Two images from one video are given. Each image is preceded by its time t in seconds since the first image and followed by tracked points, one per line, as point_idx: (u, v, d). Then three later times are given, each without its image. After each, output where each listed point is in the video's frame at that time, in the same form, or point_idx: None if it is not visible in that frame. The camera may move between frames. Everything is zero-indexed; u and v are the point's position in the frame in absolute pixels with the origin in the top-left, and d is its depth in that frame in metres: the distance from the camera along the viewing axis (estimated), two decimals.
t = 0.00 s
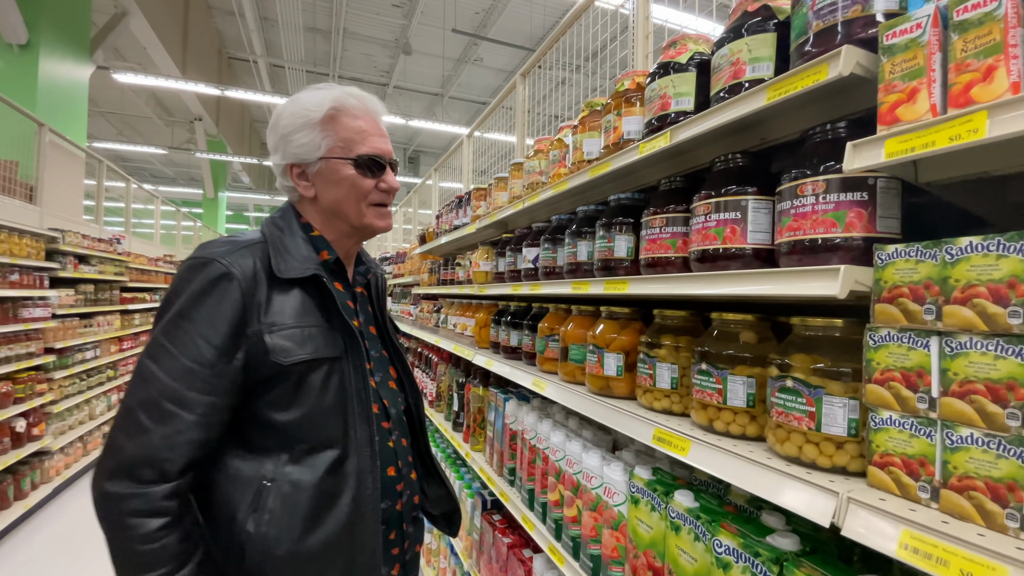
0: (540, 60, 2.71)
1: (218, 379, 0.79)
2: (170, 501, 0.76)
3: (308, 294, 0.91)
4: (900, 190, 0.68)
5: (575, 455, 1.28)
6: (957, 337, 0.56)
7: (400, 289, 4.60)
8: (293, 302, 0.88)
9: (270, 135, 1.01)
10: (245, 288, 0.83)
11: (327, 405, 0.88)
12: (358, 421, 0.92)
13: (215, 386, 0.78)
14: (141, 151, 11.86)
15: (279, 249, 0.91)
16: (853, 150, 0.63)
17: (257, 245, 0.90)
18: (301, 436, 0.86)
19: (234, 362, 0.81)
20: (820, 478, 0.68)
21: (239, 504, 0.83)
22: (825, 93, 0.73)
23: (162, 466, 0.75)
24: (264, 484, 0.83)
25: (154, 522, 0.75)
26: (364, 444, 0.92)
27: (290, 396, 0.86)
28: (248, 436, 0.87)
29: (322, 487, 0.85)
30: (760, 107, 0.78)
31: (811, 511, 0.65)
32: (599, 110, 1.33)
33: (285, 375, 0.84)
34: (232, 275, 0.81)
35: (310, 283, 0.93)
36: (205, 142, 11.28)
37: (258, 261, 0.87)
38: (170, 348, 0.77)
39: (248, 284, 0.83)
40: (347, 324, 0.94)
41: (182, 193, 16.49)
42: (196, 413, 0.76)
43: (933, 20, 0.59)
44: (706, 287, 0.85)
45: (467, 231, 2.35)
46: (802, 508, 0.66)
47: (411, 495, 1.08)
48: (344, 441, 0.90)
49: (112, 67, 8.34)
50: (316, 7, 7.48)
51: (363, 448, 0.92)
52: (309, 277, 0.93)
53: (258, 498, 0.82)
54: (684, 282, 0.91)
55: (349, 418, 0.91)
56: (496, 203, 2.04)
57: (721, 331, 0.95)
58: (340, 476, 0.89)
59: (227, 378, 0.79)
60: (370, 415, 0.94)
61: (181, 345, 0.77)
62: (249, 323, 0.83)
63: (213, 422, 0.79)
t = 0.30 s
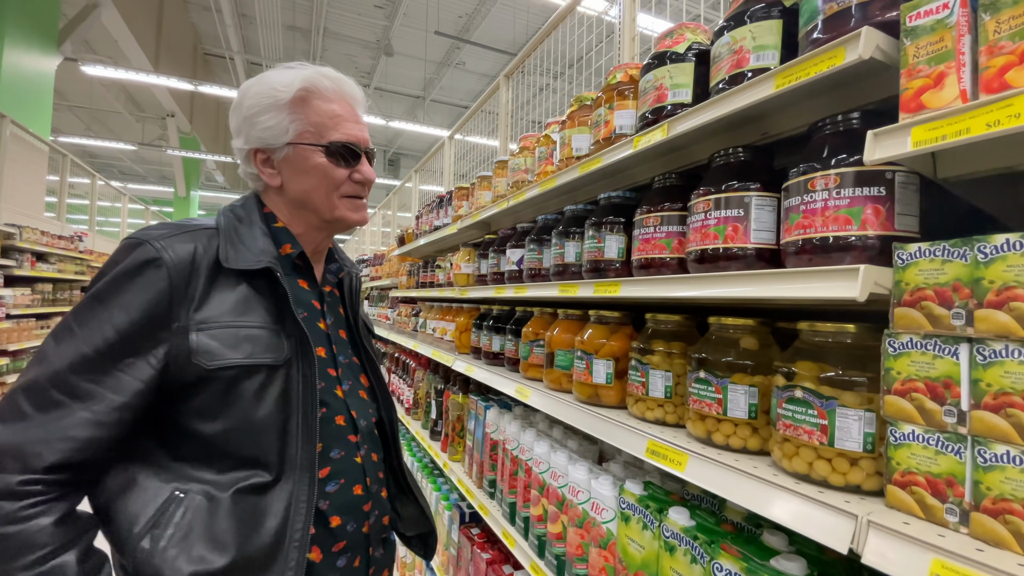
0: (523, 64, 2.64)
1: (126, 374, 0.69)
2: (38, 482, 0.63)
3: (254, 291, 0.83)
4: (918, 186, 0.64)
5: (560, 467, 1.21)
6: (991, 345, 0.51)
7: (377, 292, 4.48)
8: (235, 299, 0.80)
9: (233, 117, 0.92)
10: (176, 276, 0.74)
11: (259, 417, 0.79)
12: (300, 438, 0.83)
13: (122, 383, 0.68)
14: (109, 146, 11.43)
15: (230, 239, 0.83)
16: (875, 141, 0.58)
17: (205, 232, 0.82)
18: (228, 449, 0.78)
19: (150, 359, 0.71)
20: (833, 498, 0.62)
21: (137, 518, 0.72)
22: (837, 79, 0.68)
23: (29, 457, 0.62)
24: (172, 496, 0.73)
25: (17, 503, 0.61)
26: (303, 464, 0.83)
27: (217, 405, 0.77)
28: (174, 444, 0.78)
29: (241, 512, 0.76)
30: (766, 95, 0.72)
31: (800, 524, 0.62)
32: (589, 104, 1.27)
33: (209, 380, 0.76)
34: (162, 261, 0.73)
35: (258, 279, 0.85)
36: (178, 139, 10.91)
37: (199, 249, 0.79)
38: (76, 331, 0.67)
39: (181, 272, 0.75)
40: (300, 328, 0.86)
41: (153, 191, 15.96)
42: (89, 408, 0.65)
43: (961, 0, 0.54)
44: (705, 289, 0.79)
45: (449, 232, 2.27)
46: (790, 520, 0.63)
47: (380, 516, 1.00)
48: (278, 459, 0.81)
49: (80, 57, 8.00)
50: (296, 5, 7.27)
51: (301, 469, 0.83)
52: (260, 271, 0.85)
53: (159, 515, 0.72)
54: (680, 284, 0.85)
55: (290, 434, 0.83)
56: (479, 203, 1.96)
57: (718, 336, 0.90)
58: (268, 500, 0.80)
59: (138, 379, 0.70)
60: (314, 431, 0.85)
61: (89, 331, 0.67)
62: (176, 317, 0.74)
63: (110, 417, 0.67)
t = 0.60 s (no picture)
0: (509, 67, 2.61)
1: (87, 389, 0.62)
2: (23, 496, 0.58)
3: (218, 291, 0.78)
4: (914, 189, 0.61)
5: (541, 479, 1.16)
6: (994, 358, 0.48)
7: (360, 295, 4.41)
8: (199, 301, 0.75)
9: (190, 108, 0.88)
10: (132, 277, 0.68)
11: (237, 424, 0.74)
12: (287, 443, 0.79)
13: (83, 399, 0.62)
14: (86, 143, 11.15)
15: (188, 238, 0.78)
16: (871, 140, 0.55)
17: (158, 230, 0.76)
18: (205, 460, 0.72)
19: (112, 369, 0.65)
20: (826, 518, 0.58)
21: (129, 526, 0.66)
22: (833, 76, 0.65)
23: None
24: (159, 502, 0.68)
25: (6, 520, 0.56)
26: (289, 470, 0.79)
27: (189, 413, 0.71)
28: (139, 455, 0.71)
29: (221, 523, 0.72)
30: (758, 93, 0.69)
31: (786, 543, 0.58)
32: (575, 104, 1.23)
33: (180, 389, 0.70)
34: (115, 262, 0.67)
35: (223, 280, 0.79)
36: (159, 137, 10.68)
37: (155, 248, 0.73)
38: (23, 346, 0.60)
39: (137, 274, 0.69)
40: (273, 329, 0.81)
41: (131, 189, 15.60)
42: (56, 429, 0.59)
43: None
44: (691, 295, 0.76)
45: (431, 234, 2.22)
46: (774, 538, 0.60)
47: (348, 530, 0.96)
48: (263, 468, 0.76)
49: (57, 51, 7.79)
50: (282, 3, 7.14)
51: (290, 473, 0.79)
52: (224, 272, 0.80)
53: (150, 522, 0.66)
54: (665, 290, 0.82)
55: (273, 440, 0.78)
56: (462, 204, 1.92)
57: (706, 344, 0.86)
58: (255, 508, 0.75)
59: (104, 389, 0.64)
60: (300, 436, 0.81)
61: (37, 346, 0.60)
62: (134, 322, 0.68)
63: (76, 430, 0.61)
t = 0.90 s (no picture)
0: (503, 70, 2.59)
1: (33, 398, 0.59)
2: None
3: (180, 295, 0.76)
4: (908, 194, 0.59)
5: (529, 487, 1.14)
6: (991, 369, 0.46)
7: (352, 297, 4.36)
8: (158, 305, 0.72)
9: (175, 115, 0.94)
10: (82, 281, 0.65)
11: (195, 438, 0.72)
12: (253, 455, 0.77)
13: (29, 408, 0.59)
14: (78, 142, 11.03)
15: (149, 237, 0.75)
16: (863, 144, 0.53)
17: (117, 231, 0.73)
18: (163, 473, 0.70)
19: (58, 377, 0.62)
20: (818, 532, 0.56)
21: (76, 541, 0.64)
22: (827, 76, 0.63)
23: None
24: (111, 516, 0.66)
25: None
26: (256, 484, 0.77)
27: (146, 424, 0.69)
28: (93, 467, 0.69)
29: (178, 541, 0.70)
30: (749, 94, 0.67)
31: (777, 560, 0.56)
32: (566, 105, 1.22)
33: (134, 398, 0.68)
34: (65, 264, 0.64)
35: (185, 282, 0.77)
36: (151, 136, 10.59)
37: (111, 248, 0.70)
38: None
39: (88, 276, 0.66)
40: (239, 336, 0.79)
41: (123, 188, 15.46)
42: None
43: None
44: (682, 301, 0.74)
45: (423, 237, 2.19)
46: (768, 554, 0.57)
47: (327, 545, 0.94)
48: (227, 481, 0.74)
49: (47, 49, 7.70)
50: (276, 3, 7.09)
51: (256, 487, 0.77)
52: (187, 273, 0.78)
53: (99, 537, 0.65)
54: (655, 295, 0.80)
55: (238, 453, 0.76)
56: (454, 206, 1.90)
57: (696, 351, 0.85)
58: (216, 524, 0.73)
59: (50, 397, 0.61)
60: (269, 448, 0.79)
61: None
62: (85, 328, 0.65)
63: (20, 440, 0.58)
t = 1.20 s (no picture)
0: (501, 72, 2.60)
1: None
2: None
3: (161, 300, 0.75)
4: (903, 195, 0.59)
5: (525, 490, 1.13)
6: (986, 371, 0.46)
7: (350, 298, 4.36)
8: (136, 310, 0.71)
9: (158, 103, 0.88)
10: (56, 285, 0.65)
11: (163, 452, 0.70)
12: (222, 470, 0.75)
13: None
14: (77, 144, 11.00)
15: (133, 240, 0.75)
16: (859, 144, 0.53)
17: (100, 232, 0.73)
18: (130, 488, 0.69)
19: (28, 383, 0.63)
20: (813, 536, 0.56)
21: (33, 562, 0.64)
22: (823, 77, 0.63)
23: None
24: (70, 538, 0.65)
25: None
26: (225, 501, 0.75)
27: (113, 435, 0.68)
28: (69, 475, 0.69)
29: (133, 561, 0.67)
30: (744, 95, 0.67)
31: (774, 563, 0.56)
32: (562, 107, 1.21)
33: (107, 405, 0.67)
34: (40, 268, 0.64)
35: (166, 287, 0.76)
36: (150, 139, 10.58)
37: (90, 251, 0.70)
38: None
39: (63, 280, 0.66)
40: (217, 343, 0.78)
41: (123, 191, 15.44)
42: None
43: None
44: (677, 303, 0.74)
45: (421, 239, 2.19)
46: (763, 558, 0.57)
47: (318, 554, 0.94)
48: (194, 497, 0.73)
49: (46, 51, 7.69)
50: (275, 6, 7.10)
51: (224, 508, 0.74)
52: (169, 277, 0.77)
53: (56, 555, 0.64)
54: (651, 297, 0.80)
55: (208, 468, 0.75)
56: (452, 208, 1.90)
57: (692, 353, 0.84)
58: (173, 544, 0.70)
59: (17, 404, 0.61)
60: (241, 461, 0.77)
61: None
62: (59, 334, 0.65)
63: None
